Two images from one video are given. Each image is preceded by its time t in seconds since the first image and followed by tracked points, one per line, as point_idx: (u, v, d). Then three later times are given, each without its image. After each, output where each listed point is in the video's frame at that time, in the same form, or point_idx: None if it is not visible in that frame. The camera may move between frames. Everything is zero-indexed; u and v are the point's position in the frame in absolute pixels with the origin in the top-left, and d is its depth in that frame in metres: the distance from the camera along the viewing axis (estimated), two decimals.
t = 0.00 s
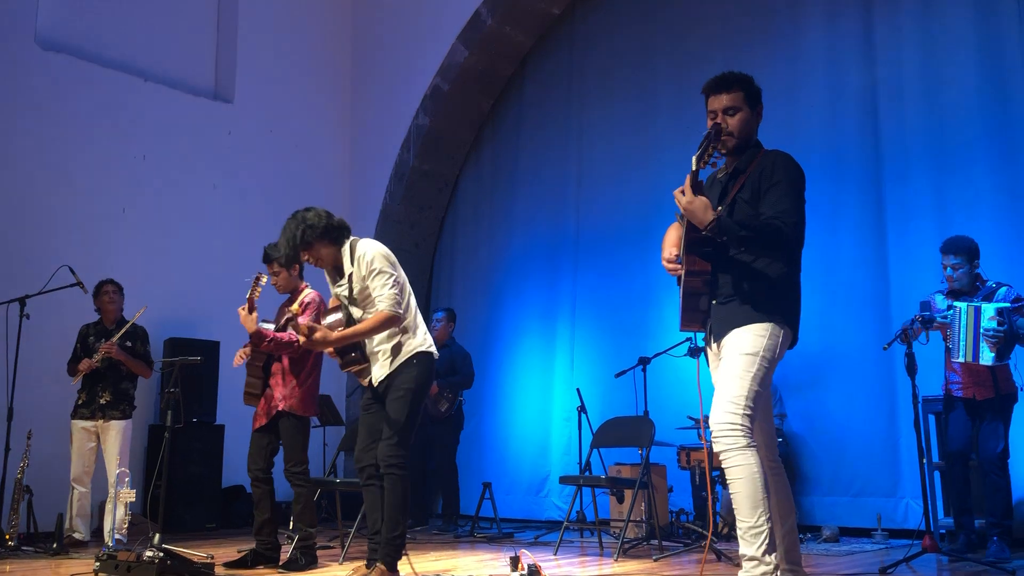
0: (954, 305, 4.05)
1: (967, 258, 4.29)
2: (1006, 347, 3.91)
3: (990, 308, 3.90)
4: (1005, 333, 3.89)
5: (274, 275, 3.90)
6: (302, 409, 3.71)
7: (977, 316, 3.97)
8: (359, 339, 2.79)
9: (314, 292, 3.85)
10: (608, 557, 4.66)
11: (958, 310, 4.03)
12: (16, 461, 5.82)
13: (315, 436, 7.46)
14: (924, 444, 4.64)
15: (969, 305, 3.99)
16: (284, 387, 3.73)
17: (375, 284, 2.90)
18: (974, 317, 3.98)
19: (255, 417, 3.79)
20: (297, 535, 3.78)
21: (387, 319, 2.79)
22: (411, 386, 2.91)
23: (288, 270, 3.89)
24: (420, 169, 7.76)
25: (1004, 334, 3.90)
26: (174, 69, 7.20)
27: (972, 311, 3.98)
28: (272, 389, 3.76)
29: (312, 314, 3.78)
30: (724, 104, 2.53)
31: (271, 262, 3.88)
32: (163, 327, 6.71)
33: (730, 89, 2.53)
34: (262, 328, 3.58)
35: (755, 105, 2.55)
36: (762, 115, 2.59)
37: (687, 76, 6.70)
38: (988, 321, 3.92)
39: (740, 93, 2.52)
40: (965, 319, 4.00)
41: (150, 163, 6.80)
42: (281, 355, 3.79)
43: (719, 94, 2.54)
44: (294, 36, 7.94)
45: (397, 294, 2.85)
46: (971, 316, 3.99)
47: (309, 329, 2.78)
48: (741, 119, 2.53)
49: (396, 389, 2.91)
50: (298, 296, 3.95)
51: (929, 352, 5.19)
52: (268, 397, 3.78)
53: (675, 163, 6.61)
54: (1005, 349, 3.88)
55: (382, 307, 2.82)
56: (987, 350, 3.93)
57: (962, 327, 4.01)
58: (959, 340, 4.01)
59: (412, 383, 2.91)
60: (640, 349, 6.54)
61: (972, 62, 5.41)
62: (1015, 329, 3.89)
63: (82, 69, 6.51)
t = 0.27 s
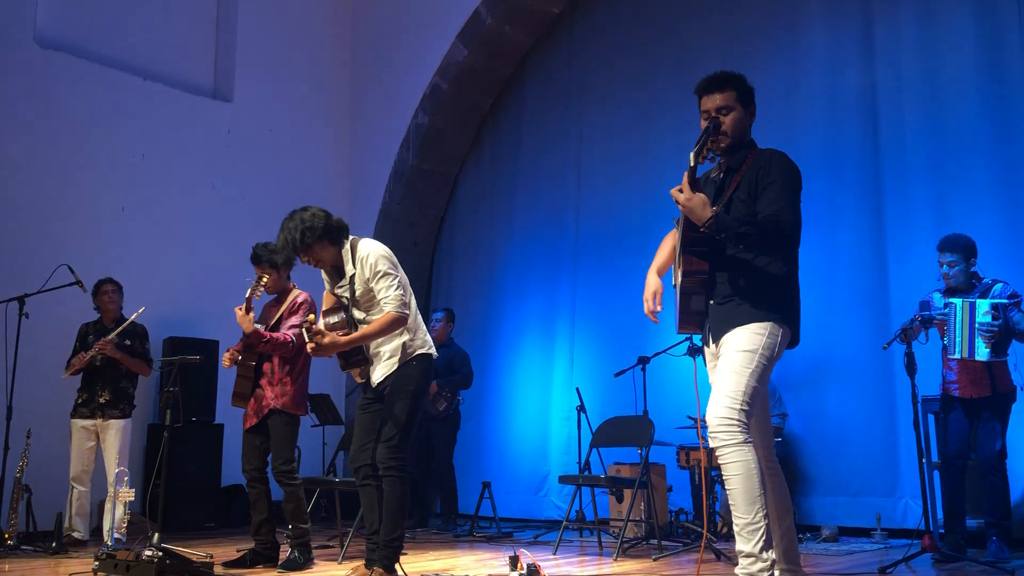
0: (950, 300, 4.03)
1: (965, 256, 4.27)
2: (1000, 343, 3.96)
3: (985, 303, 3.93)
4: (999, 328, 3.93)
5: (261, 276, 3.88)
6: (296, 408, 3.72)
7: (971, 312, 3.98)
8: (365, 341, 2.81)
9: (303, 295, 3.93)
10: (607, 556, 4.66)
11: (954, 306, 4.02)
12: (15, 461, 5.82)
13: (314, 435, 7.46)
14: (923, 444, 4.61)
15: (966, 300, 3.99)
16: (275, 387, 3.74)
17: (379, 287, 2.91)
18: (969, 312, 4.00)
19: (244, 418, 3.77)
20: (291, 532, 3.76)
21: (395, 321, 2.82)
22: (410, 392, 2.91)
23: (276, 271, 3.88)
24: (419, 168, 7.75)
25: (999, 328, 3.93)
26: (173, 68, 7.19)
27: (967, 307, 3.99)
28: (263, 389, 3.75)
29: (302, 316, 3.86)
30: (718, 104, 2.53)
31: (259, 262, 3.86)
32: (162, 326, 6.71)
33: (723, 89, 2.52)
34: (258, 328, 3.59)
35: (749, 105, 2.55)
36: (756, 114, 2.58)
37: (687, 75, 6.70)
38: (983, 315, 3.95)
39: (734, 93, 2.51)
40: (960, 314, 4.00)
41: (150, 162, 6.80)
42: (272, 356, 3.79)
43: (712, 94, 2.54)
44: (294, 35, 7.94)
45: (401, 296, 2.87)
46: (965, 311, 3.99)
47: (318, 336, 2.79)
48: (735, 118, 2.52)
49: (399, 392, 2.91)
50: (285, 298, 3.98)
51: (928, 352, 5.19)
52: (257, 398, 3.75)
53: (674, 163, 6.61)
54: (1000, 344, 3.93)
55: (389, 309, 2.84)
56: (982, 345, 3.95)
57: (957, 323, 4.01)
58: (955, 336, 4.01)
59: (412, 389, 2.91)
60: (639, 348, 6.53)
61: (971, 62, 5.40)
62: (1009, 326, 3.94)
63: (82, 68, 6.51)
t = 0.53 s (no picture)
0: (949, 296, 4.04)
1: (965, 252, 4.27)
2: (1000, 338, 3.93)
3: (984, 299, 3.92)
4: (999, 324, 3.91)
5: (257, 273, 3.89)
6: (295, 402, 3.72)
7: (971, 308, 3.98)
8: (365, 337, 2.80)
9: (299, 291, 3.94)
10: (607, 553, 4.65)
11: (954, 301, 4.02)
12: (16, 457, 5.83)
13: (314, 432, 7.46)
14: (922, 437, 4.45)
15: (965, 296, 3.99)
16: (274, 382, 3.74)
17: (381, 281, 2.90)
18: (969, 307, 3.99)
19: (244, 415, 3.77)
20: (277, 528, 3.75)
21: (396, 316, 2.81)
22: (405, 391, 2.89)
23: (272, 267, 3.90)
24: (420, 166, 7.75)
25: (1000, 324, 3.90)
26: (173, 65, 7.19)
27: (966, 302, 3.99)
28: (262, 385, 3.76)
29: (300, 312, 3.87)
30: (711, 104, 2.52)
31: (256, 259, 3.88)
32: (163, 323, 6.71)
33: (715, 88, 2.51)
34: (262, 326, 3.60)
35: (743, 103, 2.54)
36: (750, 111, 2.56)
37: (688, 72, 6.69)
38: (983, 311, 3.93)
39: (727, 92, 2.50)
40: (960, 310, 3.99)
41: (150, 159, 6.80)
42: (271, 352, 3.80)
43: (706, 94, 2.53)
44: (295, 32, 7.93)
45: (402, 291, 2.86)
46: (965, 307, 3.99)
47: (317, 329, 2.80)
48: (729, 118, 2.52)
49: (387, 391, 2.90)
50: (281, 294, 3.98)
51: (929, 350, 5.18)
52: (256, 394, 3.76)
53: (674, 160, 6.61)
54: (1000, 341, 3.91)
55: (390, 304, 2.83)
56: (982, 342, 3.94)
57: (957, 320, 4.01)
58: (955, 332, 4.01)
59: (405, 388, 2.90)
60: (640, 346, 6.53)
61: (972, 59, 5.39)
62: (1009, 322, 3.92)
63: (82, 65, 6.50)
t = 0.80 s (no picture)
0: (949, 292, 4.04)
1: (966, 248, 4.27)
2: (1001, 334, 3.91)
3: (984, 294, 3.92)
4: (999, 319, 3.91)
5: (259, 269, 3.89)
6: (294, 397, 3.71)
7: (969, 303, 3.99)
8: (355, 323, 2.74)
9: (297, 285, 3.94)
10: (608, 549, 4.67)
11: (954, 297, 4.03)
12: (17, 453, 5.84)
13: (315, 427, 7.47)
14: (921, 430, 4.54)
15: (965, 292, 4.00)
16: (274, 377, 3.74)
17: (381, 270, 2.90)
18: (969, 303, 4.00)
19: (245, 410, 3.79)
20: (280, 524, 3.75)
21: (390, 303, 2.80)
22: (401, 385, 2.89)
23: (273, 263, 3.89)
24: (420, 162, 7.75)
25: (1001, 320, 3.90)
26: (173, 60, 7.18)
27: (966, 298, 3.99)
28: (262, 379, 3.76)
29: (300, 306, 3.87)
30: (708, 104, 2.51)
31: (257, 255, 3.89)
32: (163, 319, 6.71)
33: (712, 87, 2.50)
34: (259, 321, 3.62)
35: (739, 101, 2.52)
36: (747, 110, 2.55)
37: (689, 68, 6.68)
38: (983, 307, 3.94)
39: (723, 90, 2.49)
40: (961, 306, 4.00)
41: (150, 155, 6.79)
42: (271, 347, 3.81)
43: (702, 94, 2.51)
44: (295, 27, 7.92)
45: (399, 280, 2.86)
46: (965, 303, 4.00)
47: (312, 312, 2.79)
48: (727, 117, 2.50)
49: (383, 386, 2.89)
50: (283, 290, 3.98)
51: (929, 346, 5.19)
52: (256, 389, 3.76)
53: (674, 156, 6.61)
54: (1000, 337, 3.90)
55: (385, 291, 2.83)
56: (982, 337, 3.93)
57: (958, 315, 4.02)
58: (955, 327, 4.02)
59: (400, 382, 2.89)
60: (640, 342, 6.53)
61: (973, 56, 5.39)
62: (1010, 317, 3.91)
63: (82, 60, 6.50)
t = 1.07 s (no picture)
0: (949, 288, 4.04)
1: (966, 245, 4.27)
2: (1000, 331, 3.91)
3: (984, 290, 3.91)
4: (999, 315, 3.90)
5: (260, 264, 3.90)
6: (292, 395, 3.70)
7: (970, 298, 3.98)
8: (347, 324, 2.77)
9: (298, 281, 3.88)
10: (608, 546, 4.66)
11: (954, 293, 4.03)
12: (17, 449, 5.84)
13: (315, 424, 7.47)
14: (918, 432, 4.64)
15: (964, 287, 3.99)
16: (273, 374, 3.74)
17: (373, 273, 2.89)
18: (969, 299, 3.99)
19: (248, 407, 3.81)
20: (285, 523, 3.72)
21: (377, 311, 2.79)
22: (395, 383, 2.91)
23: (273, 259, 3.90)
24: (420, 158, 7.74)
25: (1000, 316, 3.90)
26: (173, 57, 7.17)
27: (967, 294, 3.98)
28: (262, 377, 3.76)
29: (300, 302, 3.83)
30: (698, 112, 2.42)
31: (257, 251, 3.90)
32: (163, 316, 6.71)
33: (699, 94, 2.42)
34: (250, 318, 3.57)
35: (728, 104, 2.44)
36: (736, 111, 2.47)
37: (689, 65, 6.67)
38: (983, 303, 3.93)
39: (711, 96, 2.41)
40: (960, 301, 4.00)
41: (150, 151, 6.79)
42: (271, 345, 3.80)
43: (690, 102, 2.43)
44: (294, 24, 7.90)
45: (387, 287, 2.85)
46: (965, 298, 3.99)
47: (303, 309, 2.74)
48: (717, 124, 2.42)
49: (379, 382, 2.90)
50: (285, 285, 3.98)
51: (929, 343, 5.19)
52: (258, 386, 3.77)
53: (674, 153, 6.60)
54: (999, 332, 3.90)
55: (372, 299, 2.83)
56: (981, 333, 3.94)
57: (957, 311, 4.01)
58: (955, 323, 4.01)
59: (395, 379, 2.91)
60: (640, 339, 6.53)
61: (973, 52, 5.38)
62: (1010, 314, 3.91)
63: (81, 56, 6.49)
